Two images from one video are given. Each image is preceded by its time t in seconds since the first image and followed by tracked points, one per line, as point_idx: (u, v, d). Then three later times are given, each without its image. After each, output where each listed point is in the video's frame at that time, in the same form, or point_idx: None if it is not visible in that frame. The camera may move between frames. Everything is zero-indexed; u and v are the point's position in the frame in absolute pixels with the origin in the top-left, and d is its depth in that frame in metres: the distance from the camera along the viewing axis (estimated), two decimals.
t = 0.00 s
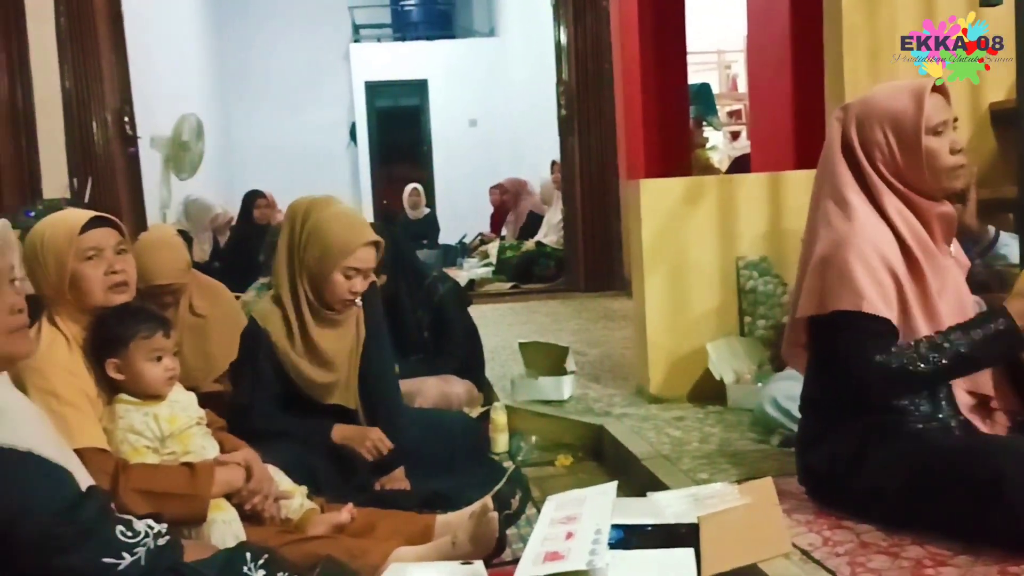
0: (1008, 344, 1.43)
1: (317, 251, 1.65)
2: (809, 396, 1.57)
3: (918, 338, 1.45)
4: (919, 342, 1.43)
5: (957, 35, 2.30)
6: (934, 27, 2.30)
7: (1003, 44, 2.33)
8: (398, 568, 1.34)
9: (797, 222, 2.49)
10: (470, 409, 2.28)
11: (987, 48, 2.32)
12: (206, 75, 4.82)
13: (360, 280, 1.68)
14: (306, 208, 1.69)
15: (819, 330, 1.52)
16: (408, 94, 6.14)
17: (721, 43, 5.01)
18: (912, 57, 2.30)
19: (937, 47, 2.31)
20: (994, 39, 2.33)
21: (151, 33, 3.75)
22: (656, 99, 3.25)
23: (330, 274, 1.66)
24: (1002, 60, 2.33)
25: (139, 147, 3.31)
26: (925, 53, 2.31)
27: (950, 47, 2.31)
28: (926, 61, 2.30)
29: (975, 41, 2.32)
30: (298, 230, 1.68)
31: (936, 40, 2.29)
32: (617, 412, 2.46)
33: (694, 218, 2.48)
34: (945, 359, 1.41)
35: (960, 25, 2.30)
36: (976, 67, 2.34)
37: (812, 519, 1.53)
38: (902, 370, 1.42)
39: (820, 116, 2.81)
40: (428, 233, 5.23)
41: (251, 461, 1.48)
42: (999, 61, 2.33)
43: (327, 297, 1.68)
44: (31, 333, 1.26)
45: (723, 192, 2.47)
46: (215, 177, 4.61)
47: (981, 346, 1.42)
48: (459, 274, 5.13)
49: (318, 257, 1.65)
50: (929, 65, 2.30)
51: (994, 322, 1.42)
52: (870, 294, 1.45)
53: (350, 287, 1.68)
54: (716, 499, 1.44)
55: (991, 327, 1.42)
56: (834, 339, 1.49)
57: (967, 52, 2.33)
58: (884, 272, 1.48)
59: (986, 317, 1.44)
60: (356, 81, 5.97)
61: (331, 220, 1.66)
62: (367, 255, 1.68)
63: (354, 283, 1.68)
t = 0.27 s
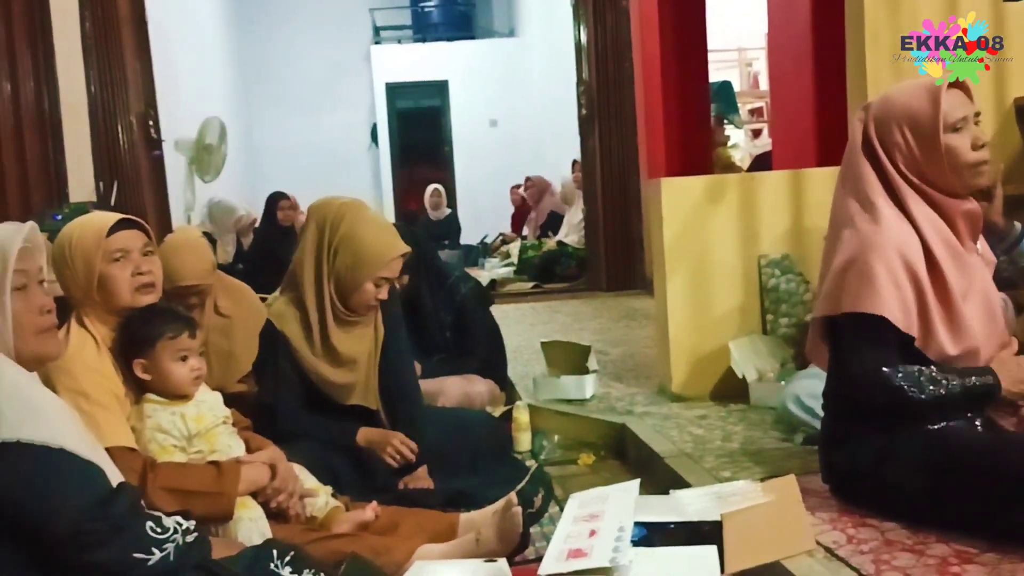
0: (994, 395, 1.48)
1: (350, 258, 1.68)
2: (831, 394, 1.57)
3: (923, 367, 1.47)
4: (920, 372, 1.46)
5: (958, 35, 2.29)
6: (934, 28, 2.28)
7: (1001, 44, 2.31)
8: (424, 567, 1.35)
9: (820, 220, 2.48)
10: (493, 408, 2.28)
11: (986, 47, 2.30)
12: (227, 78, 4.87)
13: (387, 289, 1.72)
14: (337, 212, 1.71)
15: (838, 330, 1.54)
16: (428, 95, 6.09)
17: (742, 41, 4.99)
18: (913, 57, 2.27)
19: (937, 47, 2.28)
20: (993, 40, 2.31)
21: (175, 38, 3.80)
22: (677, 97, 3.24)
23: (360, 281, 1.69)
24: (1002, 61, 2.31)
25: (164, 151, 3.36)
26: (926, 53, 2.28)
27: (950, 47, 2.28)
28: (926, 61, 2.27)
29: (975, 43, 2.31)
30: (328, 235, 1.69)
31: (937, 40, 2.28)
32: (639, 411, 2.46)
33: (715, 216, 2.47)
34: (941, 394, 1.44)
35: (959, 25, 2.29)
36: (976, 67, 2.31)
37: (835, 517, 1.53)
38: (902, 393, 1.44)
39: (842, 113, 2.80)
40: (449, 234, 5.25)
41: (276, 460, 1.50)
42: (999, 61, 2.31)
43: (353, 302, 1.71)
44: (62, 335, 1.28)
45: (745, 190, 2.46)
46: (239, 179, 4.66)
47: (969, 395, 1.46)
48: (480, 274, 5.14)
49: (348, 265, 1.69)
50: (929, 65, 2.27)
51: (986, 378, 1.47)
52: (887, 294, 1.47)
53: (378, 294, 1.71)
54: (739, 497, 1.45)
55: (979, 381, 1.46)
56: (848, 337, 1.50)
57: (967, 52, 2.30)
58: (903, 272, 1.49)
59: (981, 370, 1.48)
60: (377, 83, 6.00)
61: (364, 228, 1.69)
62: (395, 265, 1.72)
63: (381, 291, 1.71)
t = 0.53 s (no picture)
0: None
1: (367, 257, 1.69)
2: (848, 392, 1.57)
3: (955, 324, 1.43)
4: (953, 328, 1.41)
5: (959, 35, 2.26)
6: (933, 27, 2.25)
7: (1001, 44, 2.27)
8: (440, 567, 1.36)
9: (836, 219, 2.47)
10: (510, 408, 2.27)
11: (987, 47, 2.27)
12: (244, 80, 4.90)
13: (403, 288, 1.72)
14: (353, 212, 1.72)
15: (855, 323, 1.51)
16: (443, 95, 6.05)
17: (759, 39, 4.96)
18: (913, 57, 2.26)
19: (937, 47, 2.25)
20: (993, 40, 2.28)
21: (193, 41, 3.83)
22: (693, 96, 3.24)
23: (376, 280, 1.69)
24: (1002, 61, 2.28)
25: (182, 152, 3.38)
26: (926, 53, 2.25)
27: (951, 47, 2.25)
28: (925, 61, 2.25)
29: (975, 43, 2.28)
30: (345, 235, 1.71)
31: (937, 40, 2.25)
32: (655, 410, 2.46)
33: (730, 215, 2.47)
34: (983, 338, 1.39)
35: (959, 25, 2.26)
36: (977, 67, 2.28)
37: (851, 516, 1.53)
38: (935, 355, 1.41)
39: (859, 111, 2.79)
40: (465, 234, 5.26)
41: (292, 457, 1.51)
42: (999, 61, 2.28)
43: (369, 302, 1.71)
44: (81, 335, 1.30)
45: (760, 189, 2.46)
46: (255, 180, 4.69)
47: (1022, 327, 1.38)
48: (496, 274, 5.15)
49: (364, 264, 1.69)
50: (929, 64, 2.24)
51: None
52: (905, 281, 1.44)
53: (393, 293, 1.71)
54: (755, 495, 1.48)
55: None
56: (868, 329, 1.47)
57: (967, 52, 2.27)
58: (919, 264, 1.47)
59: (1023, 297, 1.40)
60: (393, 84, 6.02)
61: (382, 227, 1.70)
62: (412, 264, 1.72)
63: (396, 290, 1.71)
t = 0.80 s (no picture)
0: None
1: (378, 253, 1.69)
2: (858, 391, 1.57)
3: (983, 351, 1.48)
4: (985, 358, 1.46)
5: (959, 35, 2.25)
6: (932, 27, 2.24)
7: (1001, 44, 2.25)
8: (450, 565, 1.37)
9: (847, 219, 2.47)
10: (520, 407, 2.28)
11: (987, 47, 2.25)
12: (256, 81, 4.92)
13: (413, 284, 1.73)
14: (361, 211, 1.73)
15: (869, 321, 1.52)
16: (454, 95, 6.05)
17: (770, 38, 4.95)
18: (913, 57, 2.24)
19: (937, 47, 2.23)
20: (993, 40, 2.26)
21: (206, 42, 3.85)
22: (703, 95, 3.24)
23: (389, 275, 1.69)
24: (1002, 61, 2.25)
25: (195, 153, 3.41)
26: (926, 53, 2.23)
27: (951, 47, 2.23)
28: (925, 61, 2.23)
29: (976, 43, 2.26)
30: (354, 233, 1.71)
31: (937, 40, 2.23)
32: (665, 409, 2.46)
33: (740, 214, 2.47)
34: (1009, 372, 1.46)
35: (959, 25, 2.25)
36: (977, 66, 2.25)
37: (861, 515, 1.52)
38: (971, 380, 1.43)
39: (869, 109, 2.78)
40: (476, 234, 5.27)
41: (303, 456, 1.53)
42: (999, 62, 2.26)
43: (382, 299, 1.72)
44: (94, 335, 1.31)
45: (771, 187, 2.45)
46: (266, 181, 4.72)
47: None
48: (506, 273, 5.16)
49: (375, 260, 1.70)
50: (929, 64, 2.22)
51: None
52: (922, 283, 1.45)
53: (404, 289, 1.72)
54: (764, 494, 1.46)
55: None
56: (884, 328, 1.49)
57: (967, 51, 2.25)
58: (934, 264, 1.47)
59: None
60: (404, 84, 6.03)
61: (390, 223, 1.71)
62: (422, 259, 1.73)
63: (407, 286, 1.72)
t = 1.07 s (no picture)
0: None
1: (383, 246, 1.70)
2: (869, 390, 1.57)
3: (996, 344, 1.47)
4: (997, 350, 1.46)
5: (960, 35, 2.22)
6: (932, 27, 2.23)
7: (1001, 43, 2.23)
8: (460, 565, 1.38)
9: (859, 218, 2.46)
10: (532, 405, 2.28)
11: (987, 47, 2.23)
12: (268, 81, 4.95)
13: (423, 271, 1.72)
14: (363, 209, 1.75)
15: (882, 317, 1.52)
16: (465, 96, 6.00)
17: (782, 36, 4.94)
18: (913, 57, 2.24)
19: (937, 47, 2.22)
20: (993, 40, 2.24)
21: (219, 43, 3.88)
22: (715, 93, 3.23)
23: (396, 265, 1.70)
24: (1002, 61, 2.23)
25: (208, 153, 3.43)
26: (926, 54, 2.23)
27: (951, 47, 2.21)
28: (925, 61, 2.22)
29: (976, 43, 2.24)
30: (358, 231, 1.73)
31: (937, 40, 2.22)
32: (676, 408, 2.46)
33: (751, 213, 2.46)
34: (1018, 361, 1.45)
35: (959, 25, 2.23)
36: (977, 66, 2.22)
37: (872, 513, 1.52)
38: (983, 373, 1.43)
39: (882, 108, 2.77)
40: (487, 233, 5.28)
41: (317, 454, 1.55)
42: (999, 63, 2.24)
43: (393, 292, 1.72)
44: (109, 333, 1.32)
45: (782, 186, 2.45)
46: (279, 180, 4.74)
47: None
48: (518, 273, 5.17)
49: (381, 254, 1.71)
50: (929, 64, 2.21)
51: None
52: (938, 277, 1.45)
53: (415, 278, 1.72)
54: (773, 492, 1.48)
55: None
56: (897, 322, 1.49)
57: (967, 52, 2.23)
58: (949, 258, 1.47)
59: None
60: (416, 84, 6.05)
61: (389, 215, 1.72)
62: (428, 246, 1.73)
63: (418, 274, 1.72)
